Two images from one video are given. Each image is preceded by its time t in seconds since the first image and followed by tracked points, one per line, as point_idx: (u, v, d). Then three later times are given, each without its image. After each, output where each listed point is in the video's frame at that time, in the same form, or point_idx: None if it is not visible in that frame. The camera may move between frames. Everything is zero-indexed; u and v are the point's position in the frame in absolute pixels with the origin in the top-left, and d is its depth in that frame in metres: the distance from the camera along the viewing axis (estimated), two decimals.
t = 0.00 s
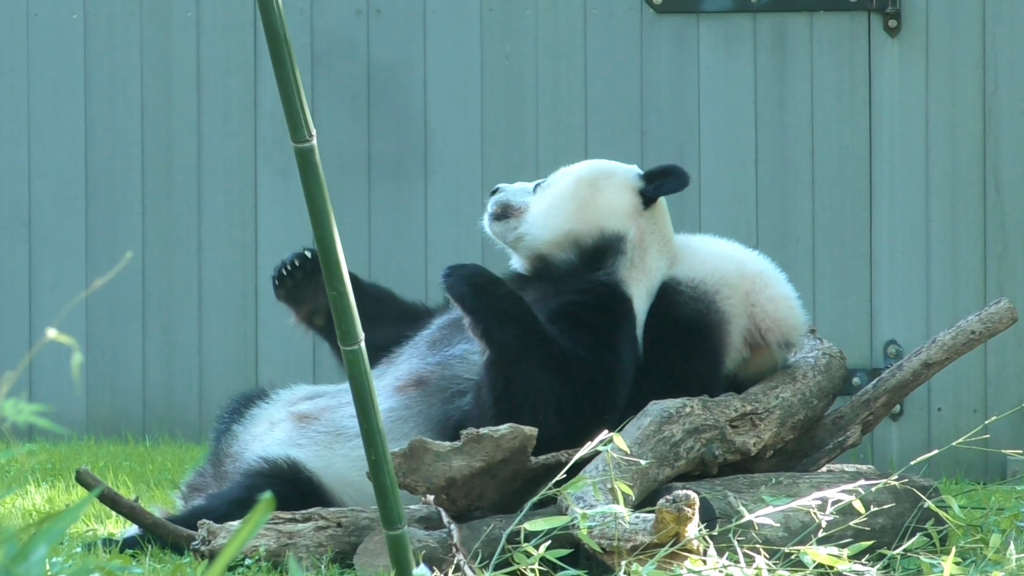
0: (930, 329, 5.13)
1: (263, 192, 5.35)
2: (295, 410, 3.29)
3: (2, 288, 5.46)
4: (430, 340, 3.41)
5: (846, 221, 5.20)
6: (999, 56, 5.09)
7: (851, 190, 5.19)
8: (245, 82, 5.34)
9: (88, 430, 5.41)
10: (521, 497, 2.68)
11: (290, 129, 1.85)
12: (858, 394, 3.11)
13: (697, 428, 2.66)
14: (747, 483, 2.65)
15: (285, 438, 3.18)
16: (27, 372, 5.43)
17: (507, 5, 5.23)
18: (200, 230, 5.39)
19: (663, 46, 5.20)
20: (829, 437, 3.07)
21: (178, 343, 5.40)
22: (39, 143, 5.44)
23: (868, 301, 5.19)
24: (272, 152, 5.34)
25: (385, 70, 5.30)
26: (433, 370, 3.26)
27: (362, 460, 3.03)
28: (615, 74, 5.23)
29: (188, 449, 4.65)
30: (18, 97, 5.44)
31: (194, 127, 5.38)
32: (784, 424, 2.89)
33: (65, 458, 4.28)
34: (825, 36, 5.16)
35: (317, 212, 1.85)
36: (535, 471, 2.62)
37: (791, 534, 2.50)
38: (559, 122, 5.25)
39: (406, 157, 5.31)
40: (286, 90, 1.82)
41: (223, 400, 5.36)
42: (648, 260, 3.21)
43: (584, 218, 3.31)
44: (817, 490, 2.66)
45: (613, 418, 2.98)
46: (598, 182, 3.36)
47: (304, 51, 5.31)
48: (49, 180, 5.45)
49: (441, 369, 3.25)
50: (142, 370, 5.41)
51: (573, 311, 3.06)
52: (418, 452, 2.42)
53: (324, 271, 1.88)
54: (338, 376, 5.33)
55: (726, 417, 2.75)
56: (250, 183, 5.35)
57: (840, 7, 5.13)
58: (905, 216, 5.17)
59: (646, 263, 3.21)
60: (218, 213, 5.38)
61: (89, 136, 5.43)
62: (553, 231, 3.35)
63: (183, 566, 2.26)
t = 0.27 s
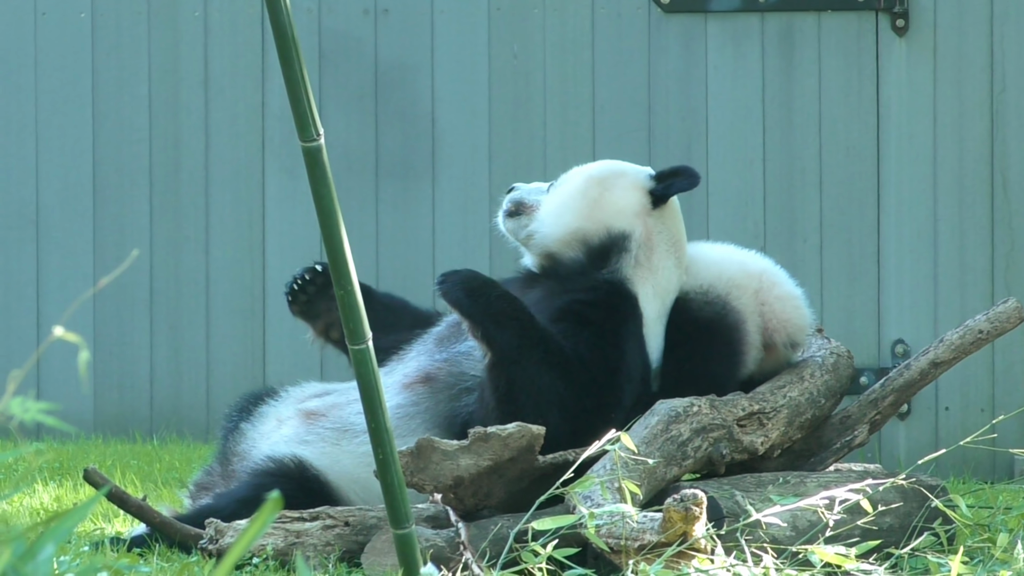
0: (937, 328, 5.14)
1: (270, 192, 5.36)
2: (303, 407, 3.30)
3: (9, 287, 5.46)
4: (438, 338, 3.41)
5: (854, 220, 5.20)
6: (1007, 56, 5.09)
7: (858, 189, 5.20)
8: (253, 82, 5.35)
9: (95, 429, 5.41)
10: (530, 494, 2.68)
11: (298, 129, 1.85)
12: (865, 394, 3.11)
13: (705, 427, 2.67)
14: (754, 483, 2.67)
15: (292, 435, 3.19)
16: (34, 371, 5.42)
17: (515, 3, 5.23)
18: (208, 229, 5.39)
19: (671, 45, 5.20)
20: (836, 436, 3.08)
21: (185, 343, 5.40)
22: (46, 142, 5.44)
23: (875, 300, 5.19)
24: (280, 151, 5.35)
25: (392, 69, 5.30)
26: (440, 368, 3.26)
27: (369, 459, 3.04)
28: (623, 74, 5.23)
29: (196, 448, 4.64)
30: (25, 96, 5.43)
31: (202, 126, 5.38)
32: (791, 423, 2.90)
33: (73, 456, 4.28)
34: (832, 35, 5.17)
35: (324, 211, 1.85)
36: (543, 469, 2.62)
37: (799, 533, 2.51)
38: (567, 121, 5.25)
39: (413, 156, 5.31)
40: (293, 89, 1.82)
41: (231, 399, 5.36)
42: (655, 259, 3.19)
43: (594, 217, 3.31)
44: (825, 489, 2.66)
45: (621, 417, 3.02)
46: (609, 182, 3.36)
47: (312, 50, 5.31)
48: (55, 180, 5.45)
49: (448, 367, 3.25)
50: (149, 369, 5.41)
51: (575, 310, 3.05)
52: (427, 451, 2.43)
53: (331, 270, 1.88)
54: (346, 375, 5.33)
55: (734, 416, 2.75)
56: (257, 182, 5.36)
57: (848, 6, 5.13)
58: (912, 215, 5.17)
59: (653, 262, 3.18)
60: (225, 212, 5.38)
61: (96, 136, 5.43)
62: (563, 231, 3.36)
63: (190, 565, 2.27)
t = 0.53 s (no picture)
0: (942, 326, 5.14)
1: (275, 190, 5.36)
2: (309, 406, 3.30)
3: (15, 285, 5.46)
4: (445, 336, 3.41)
5: (859, 218, 5.21)
6: (1013, 54, 5.09)
7: (863, 187, 5.20)
8: (258, 80, 5.35)
9: (100, 427, 5.41)
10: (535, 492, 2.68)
11: (303, 126, 1.85)
12: (870, 391, 3.11)
13: (710, 425, 2.67)
14: (760, 480, 2.69)
15: (298, 435, 3.20)
16: (39, 369, 5.43)
17: (520, 2, 5.23)
18: (213, 228, 5.39)
19: (676, 43, 5.21)
20: (841, 434, 3.08)
21: (190, 341, 5.40)
22: (52, 140, 5.44)
23: (880, 298, 5.20)
24: (284, 149, 5.35)
25: (398, 67, 5.30)
26: (446, 366, 3.26)
27: (373, 458, 3.05)
28: (628, 72, 5.23)
29: (202, 446, 4.64)
30: (31, 95, 5.44)
31: (207, 124, 5.38)
32: (796, 421, 2.89)
33: (78, 454, 4.28)
34: (838, 33, 5.17)
35: (329, 208, 1.85)
36: (548, 468, 2.62)
37: (804, 531, 2.51)
38: (573, 119, 5.25)
39: (418, 155, 5.31)
40: (298, 86, 1.82)
41: (236, 397, 5.37)
42: (657, 257, 3.21)
43: (595, 215, 3.32)
44: (830, 487, 2.66)
45: (625, 416, 3.01)
46: (611, 179, 3.37)
47: (317, 48, 5.31)
48: (61, 178, 5.45)
49: (454, 365, 3.25)
50: (154, 368, 5.41)
51: (581, 309, 3.05)
52: (431, 450, 2.42)
53: (337, 267, 1.88)
54: (351, 373, 5.33)
55: (739, 414, 2.75)
56: (262, 180, 5.36)
57: (853, 5, 5.13)
58: (917, 213, 5.18)
59: (656, 259, 3.21)
60: (230, 211, 5.38)
61: (101, 134, 5.43)
62: (565, 229, 3.37)
63: (196, 562, 2.26)
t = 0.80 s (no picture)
0: (946, 326, 5.15)
1: (280, 191, 5.37)
2: (313, 407, 3.30)
3: (18, 285, 5.46)
4: (447, 338, 3.41)
5: (864, 218, 5.21)
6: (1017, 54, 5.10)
7: (868, 187, 5.20)
8: (262, 80, 5.36)
9: (104, 428, 5.41)
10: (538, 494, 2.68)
11: (307, 127, 1.85)
12: (875, 391, 3.11)
13: (714, 425, 2.67)
14: (764, 481, 2.68)
15: (302, 435, 3.20)
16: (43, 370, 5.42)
17: (524, 2, 5.24)
18: (217, 228, 5.40)
19: (681, 43, 5.21)
20: (845, 434, 3.09)
21: (194, 341, 5.40)
22: (55, 140, 5.44)
23: (884, 298, 5.20)
24: (289, 149, 5.36)
25: (402, 67, 5.29)
26: (449, 368, 3.26)
27: (378, 458, 3.06)
28: (633, 71, 5.23)
29: (206, 446, 4.64)
30: (34, 95, 5.43)
31: (211, 125, 5.38)
32: (800, 421, 2.89)
33: (82, 455, 4.28)
34: (842, 33, 5.18)
35: (333, 209, 1.84)
36: (553, 469, 2.62)
37: (808, 531, 2.51)
38: (577, 119, 5.25)
39: (422, 155, 5.31)
40: (303, 87, 1.82)
41: (240, 397, 5.37)
42: (657, 255, 3.21)
43: (595, 217, 3.34)
44: (834, 488, 2.66)
45: (629, 417, 3.01)
46: (608, 179, 3.37)
47: (321, 49, 5.31)
48: (64, 178, 5.45)
49: (457, 368, 3.25)
50: (158, 368, 5.41)
51: (580, 312, 3.07)
52: (435, 451, 2.43)
53: (341, 268, 1.87)
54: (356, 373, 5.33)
55: (743, 414, 2.75)
56: (266, 180, 5.37)
57: (857, 5, 5.14)
58: (921, 213, 5.18)
59: (656, 258, 3.21)
60: (234, 211, 5.39)
61: (105, 134, 5.43)
62: (565, 233, 3.38)
63: (200, 563, 2.26)
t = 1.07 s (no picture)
0: (948, 327, 5.16)
1: (282, 192, 5.38)
2: (315, 407, 3.30)
3: (19, 286, 5.45)
4: (446, 341, 3.41)
5: (866, 219, 5.21)
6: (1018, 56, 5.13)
7: (870, 188, 5.21)
8: (265, 82, 5.37)
9: (105, 429, 5.41)
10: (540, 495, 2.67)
11: (309, 129, 1.85)
12: (876, 393, 3.12)
13: (716, 427, 2.66)
14: (766, 482, 2.67)
15: (304, 436, 3.20)
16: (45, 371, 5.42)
17: (526, 3, 5.24)
18: (219, 229, 5.40)
19: (683, 44, 5.21)
20: (847, 436, 3.08)
21: (196, 342, 5.41)
22: (57, 142, 5.43)
23: (886, 299, 5.21)
24: (292, 151, 5.37)
25: (404, 68, 5.29)
26: (450, 371, 3.26)
27: (380, 460, 3.07)
28: (634, 72, 5.23)
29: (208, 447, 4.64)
30: (36, 96, 5.43)
31: (213, 126, 5.39)
32: (802, 422, 2.89)
33: (83, 456, 4.27)
34: (844, 34, 5.18)
35: (336, 210, 1.85)
36: (554, 470, 2.62)
37: (810, 532, 2.51)
38: (579, 120, 5.26)
39: (424, 156, 5.31)
40: (305, 90, 1.83)
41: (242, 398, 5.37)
42: (651, 255, 3.23)
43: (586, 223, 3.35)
44: (836, 489, 2.65)
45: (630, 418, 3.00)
46: (595, 182, 3.39)
47: (323, 50, 5.30)
48: (66, 179, 5.44)
49: (457, 370, 3.26)
50: (159, 369, 5.41)
51: (576, 317, 3.07)
52: (438, 452, 2.42)
53: (342, 269, 1.87)
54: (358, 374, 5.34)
55: (745, 415, 2.75)
56: (268, 181, 5.38)
57: (859, 6, 5.15)
58: (923, 214, 5.20)
59: (650, 258, 3.23)
60: (237, 212, 5.40)
61: (107, 135, 5.43)
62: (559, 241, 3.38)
63: (203, 564, 2.26)
